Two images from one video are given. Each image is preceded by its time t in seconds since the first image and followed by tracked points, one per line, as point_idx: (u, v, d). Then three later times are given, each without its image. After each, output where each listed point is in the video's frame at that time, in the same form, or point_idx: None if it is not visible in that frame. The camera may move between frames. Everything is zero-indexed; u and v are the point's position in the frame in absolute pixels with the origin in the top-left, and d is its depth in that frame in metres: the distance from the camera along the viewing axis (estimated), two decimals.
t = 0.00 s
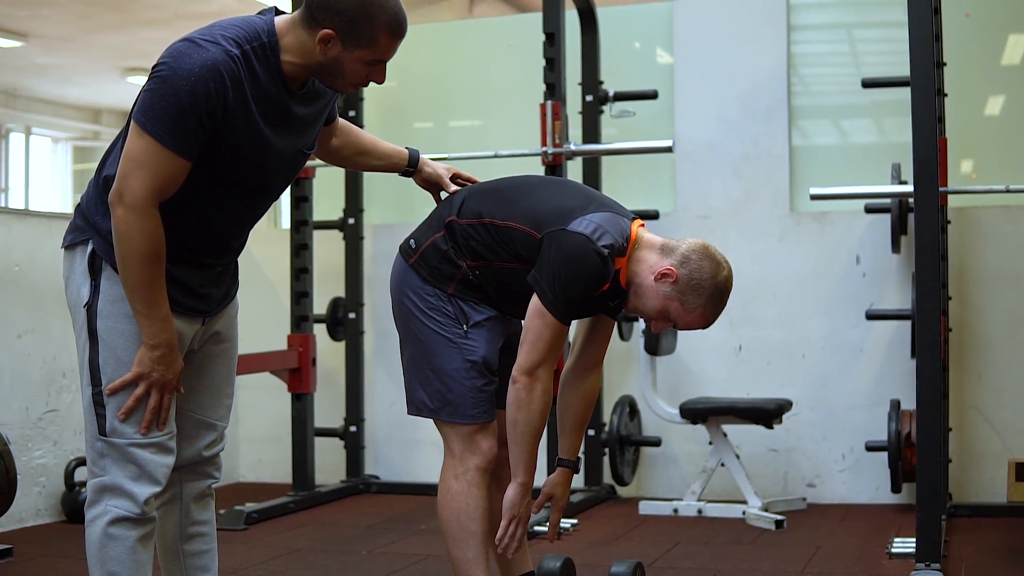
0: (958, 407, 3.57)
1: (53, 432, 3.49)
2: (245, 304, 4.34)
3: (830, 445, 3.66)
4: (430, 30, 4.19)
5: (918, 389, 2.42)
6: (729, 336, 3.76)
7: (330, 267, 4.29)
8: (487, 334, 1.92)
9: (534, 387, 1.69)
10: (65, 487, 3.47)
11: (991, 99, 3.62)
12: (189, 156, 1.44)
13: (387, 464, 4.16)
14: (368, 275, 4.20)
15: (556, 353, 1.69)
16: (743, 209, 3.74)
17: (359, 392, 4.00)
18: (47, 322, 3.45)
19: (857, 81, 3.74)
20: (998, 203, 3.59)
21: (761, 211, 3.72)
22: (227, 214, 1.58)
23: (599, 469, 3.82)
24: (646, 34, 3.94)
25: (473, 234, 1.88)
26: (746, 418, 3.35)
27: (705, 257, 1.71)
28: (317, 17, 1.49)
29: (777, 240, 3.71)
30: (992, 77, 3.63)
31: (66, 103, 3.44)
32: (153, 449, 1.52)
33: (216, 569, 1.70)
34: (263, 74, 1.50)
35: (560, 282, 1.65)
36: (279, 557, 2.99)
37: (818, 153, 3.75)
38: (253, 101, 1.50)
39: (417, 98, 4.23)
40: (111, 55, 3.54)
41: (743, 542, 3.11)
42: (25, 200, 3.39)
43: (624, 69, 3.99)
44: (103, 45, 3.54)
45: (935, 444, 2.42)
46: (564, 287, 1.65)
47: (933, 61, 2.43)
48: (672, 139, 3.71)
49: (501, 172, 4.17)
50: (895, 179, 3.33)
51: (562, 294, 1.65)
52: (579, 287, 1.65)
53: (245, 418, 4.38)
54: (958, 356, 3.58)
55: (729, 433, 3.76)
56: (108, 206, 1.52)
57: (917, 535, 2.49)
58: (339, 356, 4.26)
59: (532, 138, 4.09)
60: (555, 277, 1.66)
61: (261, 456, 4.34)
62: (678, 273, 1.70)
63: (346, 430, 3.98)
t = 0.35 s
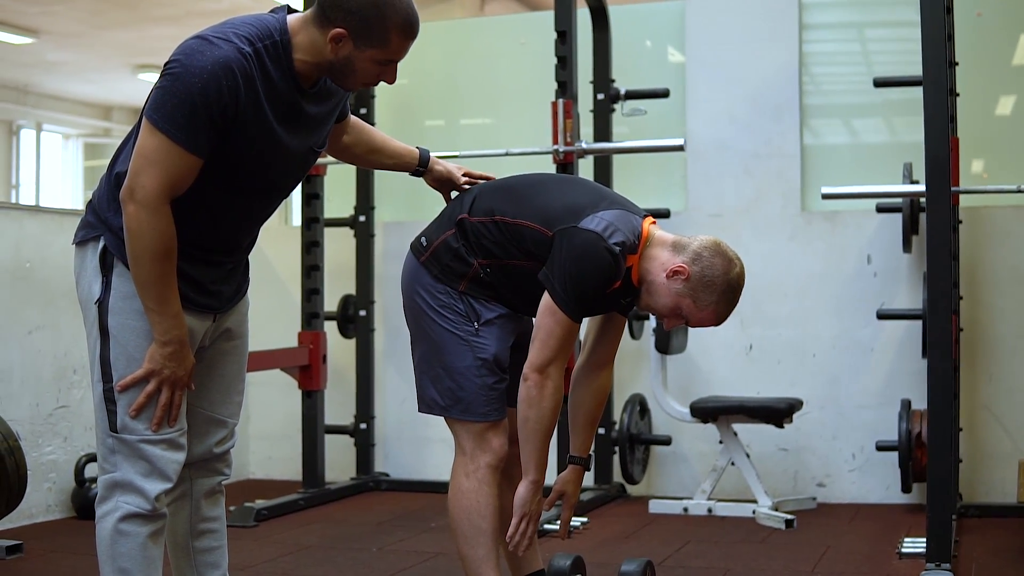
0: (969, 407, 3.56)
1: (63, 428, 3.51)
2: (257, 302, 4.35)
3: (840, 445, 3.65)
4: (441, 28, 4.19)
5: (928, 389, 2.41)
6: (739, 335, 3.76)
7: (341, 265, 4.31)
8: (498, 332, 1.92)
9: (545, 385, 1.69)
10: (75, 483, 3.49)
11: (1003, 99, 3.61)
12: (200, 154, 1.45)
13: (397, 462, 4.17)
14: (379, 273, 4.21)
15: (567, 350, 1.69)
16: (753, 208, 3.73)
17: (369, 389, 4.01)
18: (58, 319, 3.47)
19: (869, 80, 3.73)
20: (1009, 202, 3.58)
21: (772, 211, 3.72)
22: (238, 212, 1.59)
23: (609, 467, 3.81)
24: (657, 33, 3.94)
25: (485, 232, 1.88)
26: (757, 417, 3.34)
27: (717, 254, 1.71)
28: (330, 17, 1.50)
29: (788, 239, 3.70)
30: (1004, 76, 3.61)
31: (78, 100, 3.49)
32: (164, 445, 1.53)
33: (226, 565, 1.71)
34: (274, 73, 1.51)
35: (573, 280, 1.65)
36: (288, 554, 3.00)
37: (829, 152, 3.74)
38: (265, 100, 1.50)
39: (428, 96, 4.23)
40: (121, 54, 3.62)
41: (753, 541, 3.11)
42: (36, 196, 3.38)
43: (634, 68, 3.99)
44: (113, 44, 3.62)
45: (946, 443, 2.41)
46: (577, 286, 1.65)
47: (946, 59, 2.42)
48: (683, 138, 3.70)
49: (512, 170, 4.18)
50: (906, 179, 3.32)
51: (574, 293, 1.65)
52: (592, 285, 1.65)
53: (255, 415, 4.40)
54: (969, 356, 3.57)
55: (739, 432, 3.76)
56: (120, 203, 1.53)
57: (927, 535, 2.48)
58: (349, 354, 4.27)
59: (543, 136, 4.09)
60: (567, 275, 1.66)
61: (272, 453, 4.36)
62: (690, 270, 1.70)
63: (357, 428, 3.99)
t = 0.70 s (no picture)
0: (969, 407, 3.56)
1: (63, 428, 3.51)
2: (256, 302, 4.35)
3: (840, 444, 3.65)
4: (440, 28, 4.19)
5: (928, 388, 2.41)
6: (739, 334, 3.76)
7: (341, 265, 4.31)
8: (497, 332, 1.92)
9: (545, 383, 1.69)
10: (75, 483, 3.49)
11: (1002, 98, 3.61)
12: (197, 154, 1.45)
13: (397, 461, 4.17)
14: (378, 272, 4.21)
15: (566, 349, 1.69)
16: (753, 208, 3.73)
17: (368, 389, 4.01)
18: (58, 319, 3.47)
19: (868, 79, 3.72)
20: (1009, 202, 3.57)
21: (771, 210, 3.72)
22: (235, 212, 1.59)
23: (609, 467, 3.81)
24: (657, 33, 3.94)
25: (484, 231, 1.88)
26: (757, 416, 3.34)
27: (716, 252, 1.71)
28: (327, 16, 1.50)
29: (787, 238, 3.70)
30: (1003, 76, 3.61)
31: (77, 100, 3.47)
32: (162, 445, 1.53)
33: (225, 566, 1.71)
34: (271, 72, 1.51)
35: (571, 279, 1.66)
36: (288, 554, 3.00)
37: (829, 152, 3.74)
38: (262, 99, 1.50)
39: (427, 96, 4.23)
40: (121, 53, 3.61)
41: (752, 541, 3.11)
42: (36, 196, 3.39)
43: (634, 68, 3.99)
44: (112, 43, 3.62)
45: (946, 442, 2.41)
46: (575, 284, 1.65)
47: (945, 58, 2.42)
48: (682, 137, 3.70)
49: (511, 170, 4.18)
50: (906, 178, 3.32)
51: (573, 291, 1.65)
52: (590, 283, 1.65)
53: (255, 415, 4.40)
54: (969, 355, 3.57)
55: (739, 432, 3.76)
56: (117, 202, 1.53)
57: (927, 534, 2.48)
58: (348, 353, 4.27)
59: (542, 136, 4.09)
60: (566, 273, 1.66)
61: (271, 453, 4.36)
62: (690, 268, 1.70)
63: (356, 427, 3.99)
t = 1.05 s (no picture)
0: (969, 406, 3.55)
1: (63, 427, 3.51)
2: (257, 301, 4.36)
3: (840, 444, 3.65)
4: (441, 27, 4.20)
5: (928, 388, 2.41)
6: (740, 334, 3.76)
7: (341, 264, 4.31)
8: (499, 331, 1.92)
9: (546, 382, 1.69)
10: (75, 481, 3.49)
11: (1003, 98, 3.60)
12: (198, 153, 1.45)
13: (397, 460, 4.17)
14: (379, 271, 4.21)
15: (567, 347, 1.68)
16: (754, 207, 3.73)
17: (369, 388, 4.01)
18: (58, 318, 3.48)
19: (869, 79, 3.72)
20: (1010, 201, 3.57)
21: (772, 210, 3.71)
22: (235, 211, 1.59)
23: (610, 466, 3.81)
24: (658, 32, 3.94)
25: (486, 230, 1.88)
26: (757, 416, 3.34)
27: (719, 249, 1.71)
28: (326, 14, 1.49)
29: (788, 238, 3.70)
30: (1004, 75, 3.61)
31: (78, 99, 3.48)
32: (162, 444, 1.53)
33: (225, 565, 1.71)
34: (271, 71, 1.51)
35: (572, 279, 1.65)
36: (288, 553, 3.00)
37: (829, 152, 3.74)
38: (262, 98, 1.50)
39: (428, 95, 4.24)
40: (120, 52, 3.61)
41: (753, 540, 3.11)
42: (36, 195, 3.38)
43: (635, 67, 3.99)
44: (112, 42, 3.63)
45: (947, 442, 2.41)
46: (577, 284, 1.65)
47: (946, 58, 2.42)
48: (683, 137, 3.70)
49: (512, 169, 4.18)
50: (907, 178, 3.32)
51: (575, 290, 1.65)
52: (592, 283, 1.65)
53: (256, 414, 4.40)
54: (969, 355, 3.56)
55: (740, 432, 3.75)
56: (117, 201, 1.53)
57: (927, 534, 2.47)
58: (349, 353, 4.27)
59: (543, 135, 4.09)
60: (568, 273, 1.66)
61: (272, 452, 4.36)
62: (693, 265, 1.70)
63: (357, 426, 3.99)
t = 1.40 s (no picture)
0: (968, 406, 3.55)
1: (62, 427, 3.51)
2: (256, 301, 4.36)
3: (839, 444, 3.65)
4: (440, 27, 4.20)
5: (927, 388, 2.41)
6: (739, 334, 3.76)
7: (340, 264, 4.31)
8: (497, 331, 1.92)
9: (544, 383, 1.69)
10: (73, 482, 3.49)
11: (1001, 98, 3.60)
12: (195, 152, 1.45)
13: (396, 460, 4.17)
14: (378, 272, 4.21)
15: (565, 348, 1.69)
16: (753, 207, 3.73)
17: (367, 389, 4.01)
18: (57, 318, 3.48)
19: (867, 79, 3.72)
20: (1008, 201, 3.57)
21: (771, 210, 3.71)
22: (232, 212, 1.58)
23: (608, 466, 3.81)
24: (657, 32, 3.94)
25: (484, 230, 1.88)
26: (756, 416, 3.34)
27: (717, 251, 1.71)
28: (325, 18, 1.49)
29: (787, 238, 3.70)
30: (1002, 75, 3.61)
31: (76, 99, 3.48)
32: (160, 444, 1.53)
33: (224, 565, 1.71)
34: (268, 71, 1.50)
35: (571, 280, 1.65)
36: (288, 553, 3.00)
37: (828, 152, 3.74)
38: (259, 98, 1.50)
39: (427, 95, 4.24)
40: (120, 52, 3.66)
41: (751, 540, 3.11)
42: (35, 195, 3.38)
43: (633, 67, 3.99)
44: (109, 42, 3.67)
45: (945, 442, 2.41)
46: (575, 285, 1.65)
47: (945, 58, 2.42)
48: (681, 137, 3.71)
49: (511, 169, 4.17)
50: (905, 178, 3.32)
51: (573, 292, 1.65)
52: (590, 284, 1.65)
53: (254, 414, 4.39)
54: (968, 355, 3.56)
55: (739, 432, 3.75)
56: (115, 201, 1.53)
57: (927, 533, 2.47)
58: (348, 353, 4.27)
59: (542, 135, 4.09)
60: (566, 274, 1.66)
61: (270, 452, 4.36)
62: (691, 267, 1.70)
63: (355, 427, 3.98)
